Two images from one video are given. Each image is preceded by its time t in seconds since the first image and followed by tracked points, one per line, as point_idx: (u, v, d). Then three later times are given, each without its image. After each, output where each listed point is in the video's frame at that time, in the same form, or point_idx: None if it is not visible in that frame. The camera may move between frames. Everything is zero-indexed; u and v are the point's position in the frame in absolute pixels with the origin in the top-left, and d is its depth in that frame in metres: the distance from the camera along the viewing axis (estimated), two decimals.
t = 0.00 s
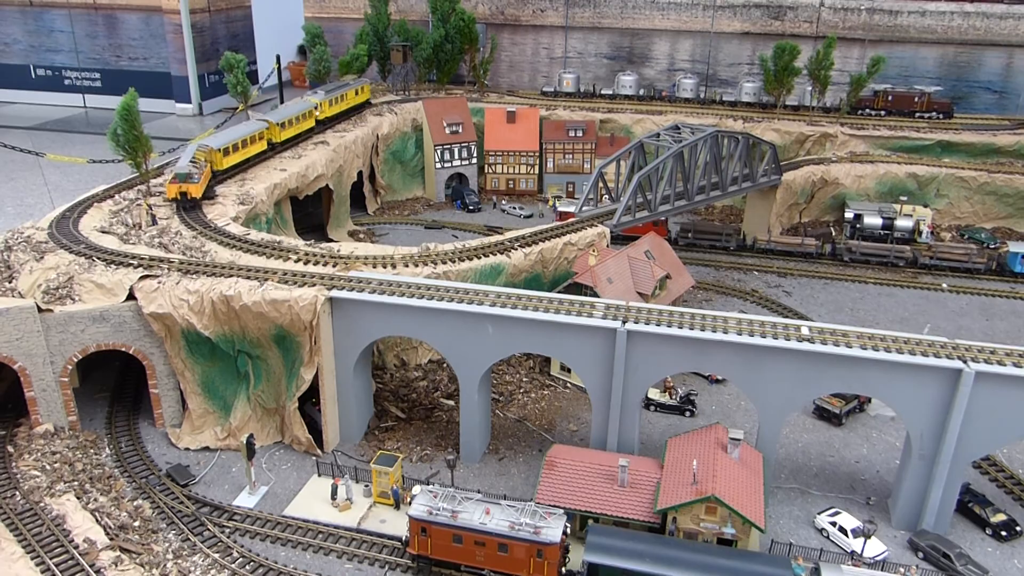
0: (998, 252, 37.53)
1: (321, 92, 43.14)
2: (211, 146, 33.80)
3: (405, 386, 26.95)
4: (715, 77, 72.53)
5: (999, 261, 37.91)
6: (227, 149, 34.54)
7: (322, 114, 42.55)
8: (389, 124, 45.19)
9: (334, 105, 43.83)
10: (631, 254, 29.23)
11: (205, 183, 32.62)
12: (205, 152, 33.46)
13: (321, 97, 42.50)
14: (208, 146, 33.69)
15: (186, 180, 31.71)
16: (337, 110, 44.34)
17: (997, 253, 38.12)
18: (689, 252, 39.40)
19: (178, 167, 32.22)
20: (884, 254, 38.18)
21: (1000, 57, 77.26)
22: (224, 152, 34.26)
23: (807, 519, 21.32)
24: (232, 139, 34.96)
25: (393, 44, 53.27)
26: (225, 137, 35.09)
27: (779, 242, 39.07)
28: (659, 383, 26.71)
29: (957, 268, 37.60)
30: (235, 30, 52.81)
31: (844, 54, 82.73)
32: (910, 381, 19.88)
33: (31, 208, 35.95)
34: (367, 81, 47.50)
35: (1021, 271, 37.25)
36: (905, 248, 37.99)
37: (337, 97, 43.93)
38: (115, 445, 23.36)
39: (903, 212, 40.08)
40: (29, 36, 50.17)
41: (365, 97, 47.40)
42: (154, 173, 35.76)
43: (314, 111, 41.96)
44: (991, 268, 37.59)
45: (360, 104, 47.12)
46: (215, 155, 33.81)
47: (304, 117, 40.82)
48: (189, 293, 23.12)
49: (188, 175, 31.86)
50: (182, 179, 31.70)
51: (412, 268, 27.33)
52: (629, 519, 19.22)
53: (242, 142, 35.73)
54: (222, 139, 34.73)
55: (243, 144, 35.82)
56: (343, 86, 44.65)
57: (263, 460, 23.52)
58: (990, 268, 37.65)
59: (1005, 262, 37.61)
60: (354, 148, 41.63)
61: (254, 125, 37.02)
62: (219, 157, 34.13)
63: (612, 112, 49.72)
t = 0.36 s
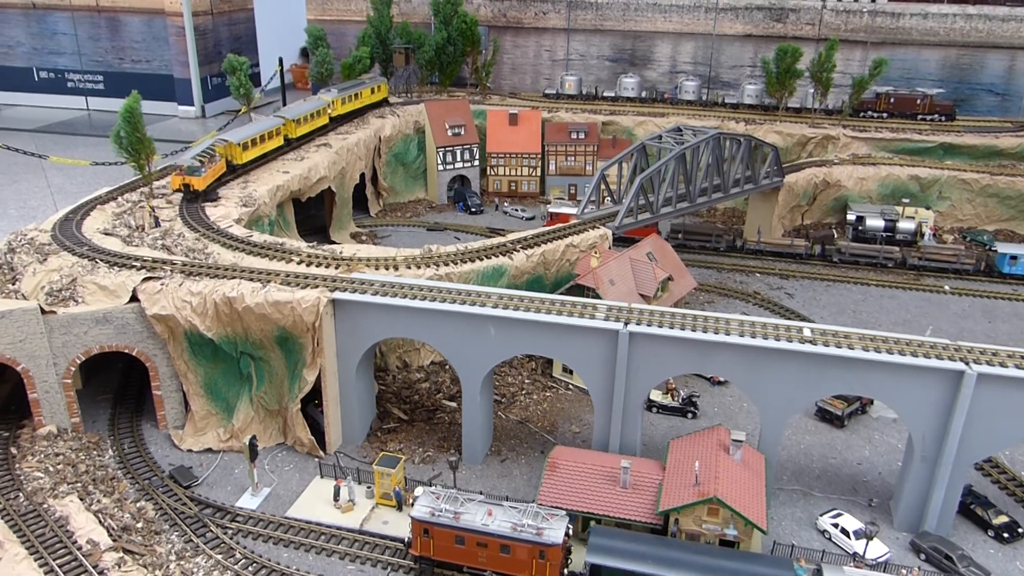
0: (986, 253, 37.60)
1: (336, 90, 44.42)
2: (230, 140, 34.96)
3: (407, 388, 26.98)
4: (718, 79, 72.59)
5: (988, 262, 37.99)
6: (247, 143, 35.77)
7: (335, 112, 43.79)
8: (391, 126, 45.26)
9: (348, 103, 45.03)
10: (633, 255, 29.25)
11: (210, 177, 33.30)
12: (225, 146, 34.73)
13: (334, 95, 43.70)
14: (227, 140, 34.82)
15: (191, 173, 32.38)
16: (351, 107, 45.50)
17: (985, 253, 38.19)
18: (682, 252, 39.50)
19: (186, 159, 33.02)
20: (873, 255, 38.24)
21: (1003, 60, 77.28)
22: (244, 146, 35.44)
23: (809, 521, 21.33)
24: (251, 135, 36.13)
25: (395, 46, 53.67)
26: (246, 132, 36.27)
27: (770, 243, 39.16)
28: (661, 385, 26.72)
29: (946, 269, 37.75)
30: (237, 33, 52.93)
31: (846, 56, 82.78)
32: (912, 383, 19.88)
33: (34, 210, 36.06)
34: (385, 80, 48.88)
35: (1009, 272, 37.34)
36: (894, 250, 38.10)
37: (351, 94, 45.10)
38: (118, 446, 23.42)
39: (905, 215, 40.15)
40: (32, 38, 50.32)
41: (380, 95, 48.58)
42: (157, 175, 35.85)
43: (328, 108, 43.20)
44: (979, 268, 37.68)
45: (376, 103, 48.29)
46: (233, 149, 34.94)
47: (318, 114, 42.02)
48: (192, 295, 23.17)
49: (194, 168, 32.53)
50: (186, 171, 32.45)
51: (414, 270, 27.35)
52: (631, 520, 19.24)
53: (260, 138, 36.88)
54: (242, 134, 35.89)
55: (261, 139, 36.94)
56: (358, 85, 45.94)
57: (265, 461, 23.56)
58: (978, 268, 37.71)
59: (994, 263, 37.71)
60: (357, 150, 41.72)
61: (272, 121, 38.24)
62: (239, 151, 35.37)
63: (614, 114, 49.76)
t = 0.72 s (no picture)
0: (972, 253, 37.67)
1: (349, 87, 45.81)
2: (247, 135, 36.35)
3: (410, 390, 26.98)
4: (719, 81, 72.68)
5: (974, 262, 38.15)
6: (264, 138, 37.11)
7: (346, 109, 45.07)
8: (393, 127, 45.30)
9: (361, 100, 46.26)
10: (635, 256, 29.25)
11: (223, 170, 34.52)
12: (243, 140, 36.15)
13: (346, 93, 45.02)
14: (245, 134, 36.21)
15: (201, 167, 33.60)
16: (364, 105, 46.72)
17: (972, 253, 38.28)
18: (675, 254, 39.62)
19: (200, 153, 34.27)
20: (859, 255, 38.33)
21: (1004, 61, 77.26)
22: (261, 141, 36.81)
23: (812, 522, 21.32)
24: (268, 129, 37.47)
25: (397, 48, 53.83)
26: (263, 127, 37.63)
27: (755, 243, 39.27)
28: (663, 386, 26.70)
29: (931, 269, 37.93)
30: (239, 34, 53.03)
31: (847, 57, 82.80)
32: (914, 384, 19.88)
33: (37, 211, 36.12)
34: (404, 79, 50.03)
35: (994, 272, 37.33)
36: (880, 250, 38.21)
37: (364, 92, 46.31)
38: (120, 447, 23.44)
39: (907, 216, 40.13)
40: (34, 40, 50.39)
41: (398, 93, 49.73)
42: (159, 176, 35.88)
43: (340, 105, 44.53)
44: (964, 269, 37.84)
45: (394, 100, 49.45)
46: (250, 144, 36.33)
47: (331, 111, 43.34)
48: (195, 297, 23.21)
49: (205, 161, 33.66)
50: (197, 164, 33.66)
51: (416, 271, 27.37)
52: (633, 522, 19.24)
53: (278, 133, 38.23)
54: (260, 129, 37.28)
55: (278, 134, 38.26)
56: (373, 83, 47.31)
57: (268, 463, 23.58)
58: (963, 268, 37.88)
59: (980, 264, 37.78)
60: (359, 152, 41.77)
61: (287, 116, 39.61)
62: (256, 145, 36.68)
63: (615, 116, 49.81)
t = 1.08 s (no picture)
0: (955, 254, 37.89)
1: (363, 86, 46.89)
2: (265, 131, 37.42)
3: (412, 392, 26.94)
4: (721, 83, 72.70)
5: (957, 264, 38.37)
6: (281, 134, 38.18)
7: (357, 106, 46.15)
8: (395, 130, 45.34)
9: (373, 99, 47.16)
10: (637, 259, 29.22)
11: (240, 164, 35.53)
12: (261, 136, 37.21)
13: (358, 91, 46.08)
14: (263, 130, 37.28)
15: (218, 161, 34.60)
16: (378, 103, 47.67)
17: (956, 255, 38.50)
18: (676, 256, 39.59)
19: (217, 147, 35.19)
20: (843, 256, 38.48)
21: (1007, 64, 77.18)
22: (278, 136, 37.88)
23: (815, 526, 21.26)
24: (285, 125, 38.57)
25: (399, 49, 54.14)
26: (279, 123, 38.72)
27: (740, 244, 39.52)
28: (665, 389, 26.64)
29: (915, 271, 38.09)
30: (241, 36, 53.08)
31: (849, 60, 82.78)
32: (918, 388, 19.81)
33: (39, 213, 36.15)
34: (425, 79, 50.65)
35: (977, 273, 37.48)
36: (864, 251, 38.33)
37: (378, 92, 47.23)
38: (121, 450, 23.41)
39: (910, 218, 40.03)
40: (37, 42, 50.43)
41: (419, 93, 50.37)
42: (161, 178, 35.87)
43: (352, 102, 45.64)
44: (947, 270, 38.13)
45: (412, 100, 50.13)
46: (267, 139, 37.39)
47: (342, 109, 44.48)
48: (196, 299, 23.21)
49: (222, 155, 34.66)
50: (215, 158, 34.67)
51: (418, 273, 27.37)
52: (636, 526, 19.19)
53: (294, 130, 39.34)
54: (277, 125, 38.37)
55: (294, 131, 39.38)
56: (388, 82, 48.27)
57: (269, 465, 23.55)
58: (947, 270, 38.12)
59: (963, 266, 38.00)
60: (361, 154, 41.76)
61: (301, 113, 40.79)
62: (273, 141, 37.80)
63: (618, 118, 49.79)
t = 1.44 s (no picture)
0: (938, 254, 37.94)
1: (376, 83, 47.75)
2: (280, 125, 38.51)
3: (412, 393, 26.89)
4: (723, 84, 72.70)
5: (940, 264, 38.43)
6: (296, 128, 39.24)
7: (370, 103, 47.03)
8: (396, 130, 45.31)
9: (386, 96, 47.85)
10: (638, 260, 29.21)
11: (257, 158, 36.64)
12: (276, 131, 38.27)
13: (370, 88, 46.95)
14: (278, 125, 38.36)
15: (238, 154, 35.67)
16: (393, 101, 48.34)
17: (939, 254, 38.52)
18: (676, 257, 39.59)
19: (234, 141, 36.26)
20: (826, 255, 38.73)
21: (1009, 65, 77.11)
22: (292, 131, 38.95)
23: (816, 527, 21.20)
24: (299, 120, 39.62)
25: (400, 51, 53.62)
26: (293, 118, 39.78)
27: (725, 243, 39.78)
28: (666, 391, 26.59)
29: (898, 270, 38.32)
30: (242, 37, 53.07)
31: (851, 61, 82.73)
32: (920, 389, 19.75)
33: (39, 214, 36.13)
34: (447, 79, 50.76)
35: (960, 273, 37.62)
36: (847, 250, 38.64)
37: (392, 89, 47.88)
38: (121, 451, 23.38)
39: (911, 220, 39.75)
40: (38, 42, 50.35)
41: (440, 93, 50.58)
42: (162, 180, 35.80)
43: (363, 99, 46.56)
44: (931, 269, 38.19)
45: (432, 99, 50.39)
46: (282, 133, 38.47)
47: (353, 105, 45.48)
48: (196, 300, 23.17)
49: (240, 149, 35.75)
50: (233, 152, 35.75)
51: (419, 274, 27.35)
52: (636, 527, 19.13)
53: (307, 124, 40.36)
54: (291, 120, 39.45)
55: (308, 125, 40.43)
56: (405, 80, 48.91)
57: (269, 467, 23.50)
58: (930, 269, 38.21)
59: (946, 265, 38.06)
60: (361, 155, 41.72)
61: (314, 108, 41.87)
62: (288, 135, 38.88)
63: (619, 119, 49.75)
